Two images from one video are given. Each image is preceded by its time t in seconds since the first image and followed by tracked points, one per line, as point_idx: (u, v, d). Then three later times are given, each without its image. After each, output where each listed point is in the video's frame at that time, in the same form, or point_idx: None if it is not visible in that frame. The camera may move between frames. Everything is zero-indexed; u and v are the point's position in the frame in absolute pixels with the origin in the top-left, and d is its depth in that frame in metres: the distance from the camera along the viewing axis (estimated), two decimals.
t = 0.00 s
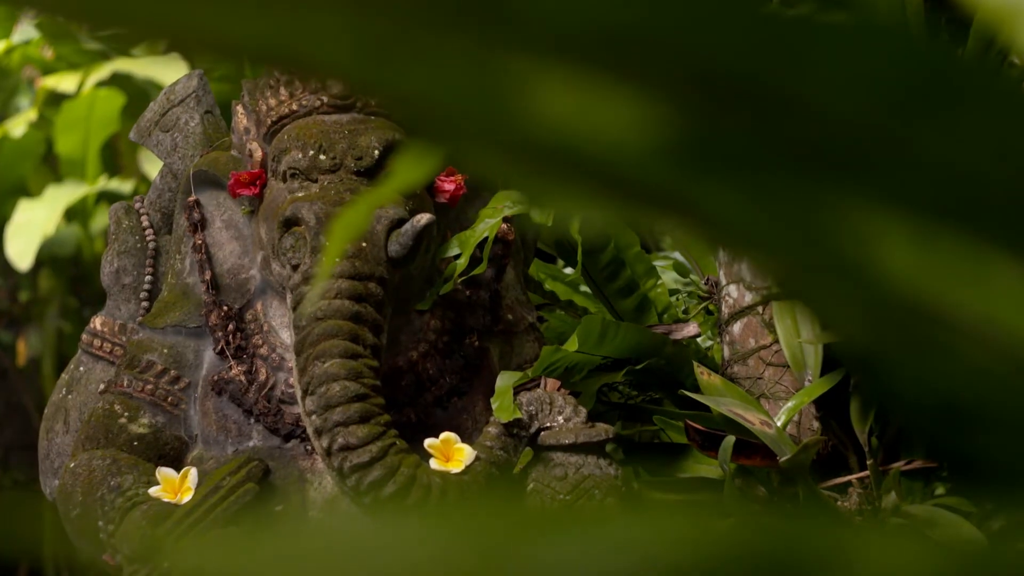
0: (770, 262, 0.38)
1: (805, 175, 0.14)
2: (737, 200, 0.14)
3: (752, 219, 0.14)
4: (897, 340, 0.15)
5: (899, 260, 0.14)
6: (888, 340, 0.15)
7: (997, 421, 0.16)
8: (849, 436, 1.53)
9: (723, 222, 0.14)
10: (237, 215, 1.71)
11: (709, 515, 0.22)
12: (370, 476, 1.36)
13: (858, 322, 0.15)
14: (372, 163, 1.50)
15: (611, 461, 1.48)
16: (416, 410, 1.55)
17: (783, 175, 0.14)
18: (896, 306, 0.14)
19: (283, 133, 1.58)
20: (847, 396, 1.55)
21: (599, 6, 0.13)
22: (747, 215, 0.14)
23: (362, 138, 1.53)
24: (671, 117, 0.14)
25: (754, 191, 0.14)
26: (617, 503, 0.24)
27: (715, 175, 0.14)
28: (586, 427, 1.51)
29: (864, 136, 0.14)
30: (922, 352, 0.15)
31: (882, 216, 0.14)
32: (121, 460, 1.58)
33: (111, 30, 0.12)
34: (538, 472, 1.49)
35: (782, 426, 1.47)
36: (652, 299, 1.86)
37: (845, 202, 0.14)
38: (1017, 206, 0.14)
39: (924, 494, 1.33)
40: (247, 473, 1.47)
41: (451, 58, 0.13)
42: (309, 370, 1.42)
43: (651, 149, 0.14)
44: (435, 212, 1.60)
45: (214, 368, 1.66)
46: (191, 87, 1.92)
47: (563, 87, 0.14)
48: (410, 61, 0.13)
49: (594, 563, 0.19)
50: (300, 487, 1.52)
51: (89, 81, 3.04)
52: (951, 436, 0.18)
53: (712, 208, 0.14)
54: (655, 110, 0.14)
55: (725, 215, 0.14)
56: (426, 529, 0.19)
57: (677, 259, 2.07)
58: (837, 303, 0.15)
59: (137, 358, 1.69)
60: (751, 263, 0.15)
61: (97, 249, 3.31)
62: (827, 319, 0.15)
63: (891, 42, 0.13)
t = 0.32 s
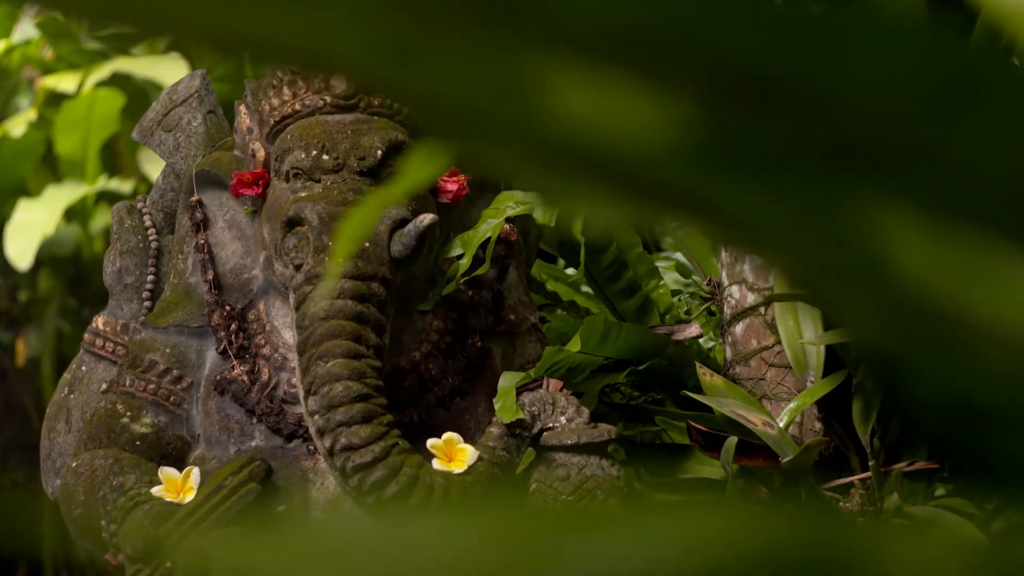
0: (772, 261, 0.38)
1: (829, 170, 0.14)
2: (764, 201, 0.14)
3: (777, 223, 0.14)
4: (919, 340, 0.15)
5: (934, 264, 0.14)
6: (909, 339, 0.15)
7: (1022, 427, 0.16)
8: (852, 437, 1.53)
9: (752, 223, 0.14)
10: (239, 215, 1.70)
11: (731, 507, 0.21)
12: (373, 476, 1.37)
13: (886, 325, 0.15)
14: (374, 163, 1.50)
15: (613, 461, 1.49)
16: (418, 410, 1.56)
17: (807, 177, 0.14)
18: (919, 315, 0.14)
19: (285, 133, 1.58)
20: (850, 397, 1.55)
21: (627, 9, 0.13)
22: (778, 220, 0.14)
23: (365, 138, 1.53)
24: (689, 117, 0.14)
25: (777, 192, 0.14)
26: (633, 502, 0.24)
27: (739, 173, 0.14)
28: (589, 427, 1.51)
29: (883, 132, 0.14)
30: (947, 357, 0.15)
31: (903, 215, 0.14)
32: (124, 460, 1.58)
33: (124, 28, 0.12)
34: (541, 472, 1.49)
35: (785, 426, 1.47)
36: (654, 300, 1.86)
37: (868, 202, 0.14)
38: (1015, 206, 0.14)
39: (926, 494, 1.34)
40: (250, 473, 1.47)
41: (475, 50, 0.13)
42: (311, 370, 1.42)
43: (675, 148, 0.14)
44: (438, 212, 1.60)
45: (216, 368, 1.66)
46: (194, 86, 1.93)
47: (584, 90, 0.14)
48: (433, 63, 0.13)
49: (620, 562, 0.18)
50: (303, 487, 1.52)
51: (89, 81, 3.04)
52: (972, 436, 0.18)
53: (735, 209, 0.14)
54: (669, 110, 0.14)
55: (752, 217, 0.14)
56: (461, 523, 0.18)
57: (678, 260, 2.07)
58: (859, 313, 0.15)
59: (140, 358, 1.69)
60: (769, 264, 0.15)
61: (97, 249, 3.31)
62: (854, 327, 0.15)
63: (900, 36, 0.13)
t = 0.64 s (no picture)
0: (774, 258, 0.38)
1: (847, 164, 0.14)
2: (783, 199, 0.14)
3: (796, 220, 0.14)
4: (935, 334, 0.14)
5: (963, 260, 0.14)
6: (927, 334, 0.15)
7: None
8: (853, 436, 1.54)
9: (770, 222, 0.14)
10: (241, 213, 1.70)
11: (747, 501, 0.21)
12: (375, 474, 1.37)
13: (909, 320, 0.15)
14: (377, 162, 1.50)
15: (615, 460, 1.49)
16: (421, 408, 1.56)
17: (827, 172, 0.14)
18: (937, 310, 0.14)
19: (288, 131, 1.58)
20: (852, 395, 1.55)
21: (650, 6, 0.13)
22: (795, 215, 0.14)
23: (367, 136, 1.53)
24: (709, 110, 0.14)
25: (792, 189, 0.14)
26: (643, 496, 0.24)
27: (759, 171, 0.14)
28: (591, 426, 1.51)
29: (898, 127, 0.14)
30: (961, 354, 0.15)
31: (921, 212, 0.14)
32: (126, 458, 1.58)
33: (136, 21, 0.12)
34: (542, 471, 1.48)
35: (788, 425, 1.46)
36: (655, 298, 1.86)
37: (887, 196, 0.14)
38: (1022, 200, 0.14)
39: (925, 494, 1.33)
40: (252, 471, 1.47)
41: (487, 43, 0.13)
42: (313, 369, 1.42)
43: (693, 146, 0.14)
44: (440, 210, 1.60)
45: (219, 366, 1.66)
46: (196, 85, 1.93)
47: (602, 87, 0.14)
48: (446, 57, 0.13)
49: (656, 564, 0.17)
50: (304, 485, 1.53)
51: (89, 80, 3.04)
52: (993, 432, 0.18)
53: (751, 206, 0.14)
54: (687, 104, 0.14)
55: (770, 214, 0.14)
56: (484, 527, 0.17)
57: (680, 259, 2.07)
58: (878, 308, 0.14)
59: (142, 356, 1.69)
60: (784, 260, 0.15)
61: (96, 247, 3.31)
62: (873, 327, 0.15)
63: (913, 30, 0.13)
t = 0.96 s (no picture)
0: (775, 248, 0.37)
1: (870, 154, 0.14)
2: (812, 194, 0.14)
3: (817, 216, 0.14)
4: (956, 329, 0.14)
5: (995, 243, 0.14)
6: (959, 328, 0.15)
7: None
8: (856, 431, 1.54)
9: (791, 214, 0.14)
10: (245, 207, 1.70)
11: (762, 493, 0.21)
12: (379, 469, 1.37)
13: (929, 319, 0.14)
14: (381, 157, 1.50)
15: (619, 455, 1.49)
16: (425, 403, 1.56)
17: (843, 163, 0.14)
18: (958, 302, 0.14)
19: (292, 126, 1.57)
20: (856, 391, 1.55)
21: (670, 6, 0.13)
22: (819, 209, 0.14)
23: (372, 131, 1.53)
24: (733, 103, 0.14)
25: (823, 183, 0.14)
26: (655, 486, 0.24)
27: (787, 164, 0.14)
28: (595, 421, 1.51)
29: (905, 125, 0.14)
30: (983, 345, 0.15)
31: (951, 207, 0.14)
32: (130, 452, 1.58)
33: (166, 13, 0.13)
34: (547, 466, 1.49)
35: (791, 421, 1.47)
36: (659, 293, 1.86)
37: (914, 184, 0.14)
38: None
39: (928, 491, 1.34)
40: (256, 466, 1.47)
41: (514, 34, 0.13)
42: (317, 363, 1.42)
43: (719, 139, 0.14)
44: (444, 205, 1.59)
45: (223, 360, 1.66)
46: (200, 79, 1.93)
47: (624, 74, 0.14)
48: (462, 46, 0.13)
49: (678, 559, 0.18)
50: (309, 479, 1.53)
51: (90, 74, 3.04)
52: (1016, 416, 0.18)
53: (771, 199, 0.14)
54: (710, 97, 0.14)
55: (797, 207, 0.14)
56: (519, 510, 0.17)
57: (683, 254, 2.07)
58: (906, 302, 0.14)
59: (147, 350, 1.68)
60: (801, 246, 0.15)
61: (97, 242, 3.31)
62: (900, 324, 0.15)
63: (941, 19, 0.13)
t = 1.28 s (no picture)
0: (780, 245, 0.37)
1: (868, 153, 0.15)
2: (824, 187, 0.15)
3: (823, 210, 0.16)
4: (961, 316, 0.16)
5: (989, 235, 0.15)
6: (960, 326, 0.16)
7: None
8: (855, 431, 1.54)
9: (801, 206, 0.16)
10: (245, 206, 1.70)
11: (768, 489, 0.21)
12: (378, 467, 1.36)
13: (930, 314, 0.16)
14: (382, 155, 1.50)
15: (618, 455, 1.49)
16: (424, 401, 1.56)
17: (840, 159, 0.15)
18: (957, 287, 0.16)
19: (292, 124, 1.57)
20: (854, 391, 1.55)
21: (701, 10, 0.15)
22: (828, 202, 0.16)
23: (372, 129, 1.53)
24: (747, 105, 0.16)
25: (836, 180, 0.15)
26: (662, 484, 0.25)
27: (796, 159, 0.15)
28: (594, 420, 1.51)
29: (910, 122, 0.15)
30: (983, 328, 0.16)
31: (952, 195, 0.15)
32: (129, 450, 1.58)
33: (224, 23, 0.14)
34: (546, 465, 1.49)
35: (790, 421, 1.47)
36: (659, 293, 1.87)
37: (924, 177, 0.15)
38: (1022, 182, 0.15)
39: (927, 491, 1.34)
40: (255, 464, 1.47)
41: (529, 34, 0.14)
42: (317, 361, 1.42)
43: (739, 137, 0.16)
44: (444, 203, 1.59)
45: (223, 359, 1.66)
46: (200, 77, 1.93)
47: (639, 77, 0.15)
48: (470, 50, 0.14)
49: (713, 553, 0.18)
50: (308, 478, 1.53)
51: (87, 71, 3.05)
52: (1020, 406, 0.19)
53: (782, 195, 0.16)
54: (726, 96, 0.16)
55: (805, 200, 0.16)
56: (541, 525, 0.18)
57: (682, 254, 2.07)
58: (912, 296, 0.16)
59: (146, 348, 1.68)
60: (808, 245, 0.17)
61: (94, 240, 3.31)
62: (906, 310, 0.16)
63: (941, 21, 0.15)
